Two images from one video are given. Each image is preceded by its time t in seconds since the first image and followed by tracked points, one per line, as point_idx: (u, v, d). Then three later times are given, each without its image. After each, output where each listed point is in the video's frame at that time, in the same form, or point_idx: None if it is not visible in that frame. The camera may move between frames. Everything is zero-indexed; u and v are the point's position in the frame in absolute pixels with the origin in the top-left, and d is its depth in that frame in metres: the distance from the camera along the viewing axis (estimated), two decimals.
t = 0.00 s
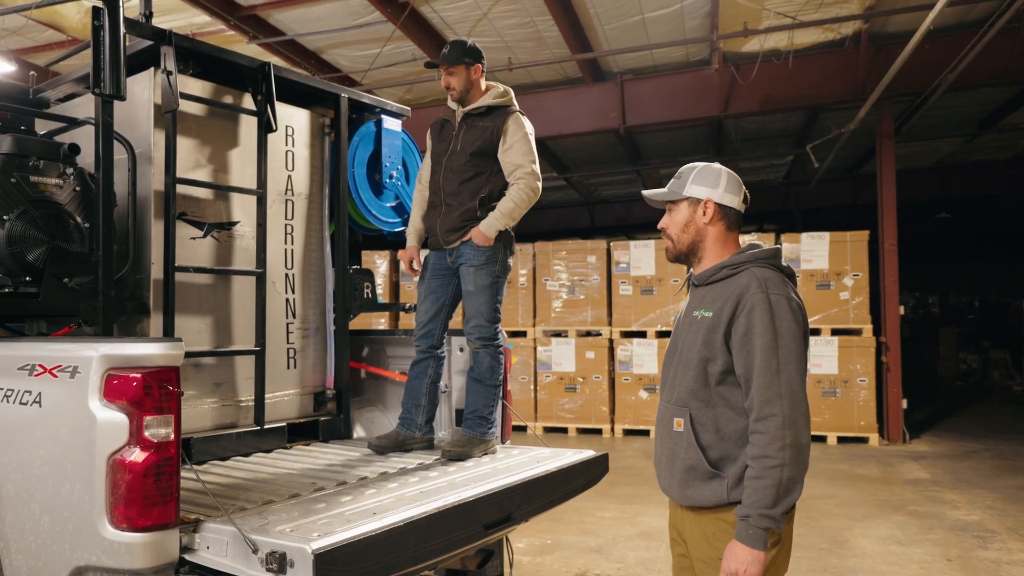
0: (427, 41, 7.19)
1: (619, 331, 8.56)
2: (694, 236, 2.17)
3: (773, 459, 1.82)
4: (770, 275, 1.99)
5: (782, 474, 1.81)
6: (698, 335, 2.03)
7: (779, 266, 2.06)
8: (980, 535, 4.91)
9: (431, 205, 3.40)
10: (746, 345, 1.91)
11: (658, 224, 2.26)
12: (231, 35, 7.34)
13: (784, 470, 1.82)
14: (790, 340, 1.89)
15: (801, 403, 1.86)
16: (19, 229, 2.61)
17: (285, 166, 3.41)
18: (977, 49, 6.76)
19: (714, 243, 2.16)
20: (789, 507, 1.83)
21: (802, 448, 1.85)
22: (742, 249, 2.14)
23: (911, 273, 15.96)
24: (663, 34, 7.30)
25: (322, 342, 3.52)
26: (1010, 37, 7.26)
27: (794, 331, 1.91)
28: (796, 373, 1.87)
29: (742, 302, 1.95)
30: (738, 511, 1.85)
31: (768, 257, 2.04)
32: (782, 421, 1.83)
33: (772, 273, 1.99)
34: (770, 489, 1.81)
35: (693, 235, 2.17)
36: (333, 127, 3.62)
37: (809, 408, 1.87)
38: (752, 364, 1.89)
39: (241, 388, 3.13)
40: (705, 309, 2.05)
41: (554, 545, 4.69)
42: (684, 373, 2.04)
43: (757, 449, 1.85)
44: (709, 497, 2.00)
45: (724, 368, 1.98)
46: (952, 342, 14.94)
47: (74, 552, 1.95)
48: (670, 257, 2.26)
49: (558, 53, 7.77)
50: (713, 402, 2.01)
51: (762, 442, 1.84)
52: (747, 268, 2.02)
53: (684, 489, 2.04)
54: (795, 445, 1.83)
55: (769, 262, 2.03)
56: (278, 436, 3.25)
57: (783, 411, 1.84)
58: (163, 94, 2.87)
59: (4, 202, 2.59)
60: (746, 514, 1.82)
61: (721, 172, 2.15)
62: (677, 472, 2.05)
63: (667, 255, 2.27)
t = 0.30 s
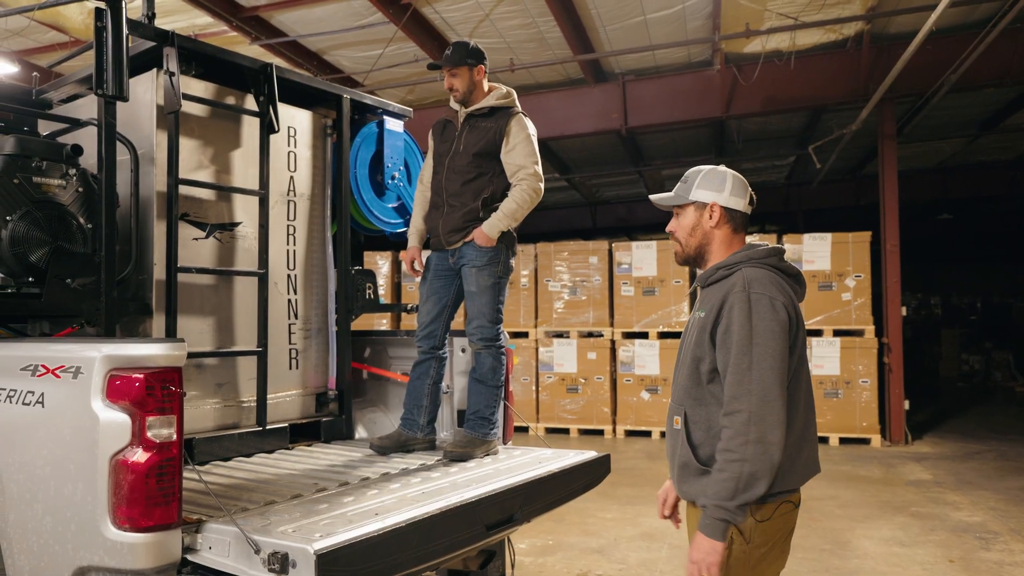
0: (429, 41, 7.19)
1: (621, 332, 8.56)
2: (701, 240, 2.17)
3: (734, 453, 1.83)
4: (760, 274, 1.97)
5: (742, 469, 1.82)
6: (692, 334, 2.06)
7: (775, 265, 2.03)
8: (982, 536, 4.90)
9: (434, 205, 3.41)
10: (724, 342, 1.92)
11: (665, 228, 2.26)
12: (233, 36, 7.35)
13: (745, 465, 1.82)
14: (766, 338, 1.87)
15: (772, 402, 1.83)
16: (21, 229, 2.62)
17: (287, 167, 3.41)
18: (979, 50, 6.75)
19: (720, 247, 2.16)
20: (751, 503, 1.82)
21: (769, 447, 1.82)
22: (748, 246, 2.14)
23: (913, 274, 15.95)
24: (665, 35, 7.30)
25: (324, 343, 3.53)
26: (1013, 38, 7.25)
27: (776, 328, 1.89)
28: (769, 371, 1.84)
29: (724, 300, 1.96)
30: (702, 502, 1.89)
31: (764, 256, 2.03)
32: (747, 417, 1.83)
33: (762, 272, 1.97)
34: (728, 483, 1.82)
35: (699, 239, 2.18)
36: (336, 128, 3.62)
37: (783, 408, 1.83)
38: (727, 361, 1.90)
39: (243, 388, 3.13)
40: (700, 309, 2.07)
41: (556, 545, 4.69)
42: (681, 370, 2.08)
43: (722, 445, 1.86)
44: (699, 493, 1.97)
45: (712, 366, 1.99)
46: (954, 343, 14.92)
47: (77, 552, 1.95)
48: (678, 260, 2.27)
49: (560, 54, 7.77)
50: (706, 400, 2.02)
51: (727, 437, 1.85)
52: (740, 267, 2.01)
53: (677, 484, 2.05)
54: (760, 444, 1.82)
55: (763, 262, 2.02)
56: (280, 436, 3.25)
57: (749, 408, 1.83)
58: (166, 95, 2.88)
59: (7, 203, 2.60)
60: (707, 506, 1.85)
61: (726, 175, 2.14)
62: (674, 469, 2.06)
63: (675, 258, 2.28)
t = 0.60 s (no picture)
0: (431, 42, 7.20)
1: (621, 332, 8.59)
2: (722, 244, 2.18)
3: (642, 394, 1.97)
4: (761, 275, 2.04)
5: (636, 404, 1.96)
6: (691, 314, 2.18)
7: (783, 271, 2.08)
8: (983, 537, 4.90)
9: (435, 206, 3.42)
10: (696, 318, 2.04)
11: (682, 229, 2.24)
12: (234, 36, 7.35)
13: (644, 408, 1.95)
14: (727, 323, 1.96)
15: (695, 371, 1.93)
16: (24, 229, 2.62)
17: (289, 167, 3.41)
18: (981, 51, 6.75)
19: (741, 250, 2.19)
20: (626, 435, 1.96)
21: (671, 405, 1.93)
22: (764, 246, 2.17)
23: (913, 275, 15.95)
24: (666, 36, 7.31)
25: (325, 343, 3.53)
26: (1014, 39, 7.25)
27: (744, 321, 1.96)
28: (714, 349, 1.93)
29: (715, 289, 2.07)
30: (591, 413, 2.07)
31: (772, 259, 2.09)
32: (672, 372, 1.95)
33: (764, 273, 2.04)
34: (619, 409, 1.98)
35: (720, 243, 2.18)
36: (337, 128, 3.62)
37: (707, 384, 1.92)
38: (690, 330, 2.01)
39: (244, 388, 3.13)
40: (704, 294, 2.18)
41: (556, 546, 4.69)
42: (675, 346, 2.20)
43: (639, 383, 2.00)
44: (693, 489, 2.06)
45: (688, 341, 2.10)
46: (955, 345, 14.92)
47: (79, 551, 1.96)
48: (693, 260, 2.27)
49: (561, 55, 7.78)
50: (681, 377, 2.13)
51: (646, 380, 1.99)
52: (747, 265, 2.09)
53: (679, 477, 2.13)
54: (663, 396, 1.94)
55: (770, 268, 2.08)
56: (282, 436, 3.26)
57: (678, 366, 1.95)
58: (168, 95, 2.88)
59: (10, 203, 2.60)
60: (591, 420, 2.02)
61: (749, 179, 2.14)
62: (675, 463, 2.15)
63: (691, 259, 2.27)
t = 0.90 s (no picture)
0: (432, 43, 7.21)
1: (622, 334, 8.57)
2: (740, 250, 2.19)
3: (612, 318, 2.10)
4: (767, 277, 2.07)
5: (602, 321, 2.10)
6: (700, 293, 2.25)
7: (790, 278, 2.10)
8: (983, 540, 4.89)
9: (437, 207, 3.42)
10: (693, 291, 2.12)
11: (699, 232, 2.23)
12: (237, 37, 7.36)
13: (608, 330, 2.08)
14: (713, 302, 2.02)
15: (667, 322, 2.01)
16: (26, 229, 2.62)
17: (291, 167, 3.41)
18: (982, 54, 6.74)
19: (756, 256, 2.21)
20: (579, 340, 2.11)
21: (628, 339, 2.05)
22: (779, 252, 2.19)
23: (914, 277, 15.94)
24: (668, 37, 7.31)
25: (326, 344, 3.53)
26: (1015, 42, 7.25)
27: (729, 307, 2.01)
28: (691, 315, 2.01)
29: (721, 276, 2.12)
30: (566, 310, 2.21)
31: (783, 267, 2.11)
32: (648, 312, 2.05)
33: (770, 275, 2.07)
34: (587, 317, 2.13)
35: (737, 248, 2.19)
36: (339, 128, 3.62)
37: (669, 340, 2.00)
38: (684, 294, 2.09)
39: (246, 388, 3.14)
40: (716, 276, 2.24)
41: (557, 547, 4.69)
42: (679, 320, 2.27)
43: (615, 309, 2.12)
44: (687, 481, 2.05)
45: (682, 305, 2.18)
46: (956, 347, 14.90)
47: (80, 551, 1.96)
48: (705, 262, 2.27)
49: (562, 56, 7.79)
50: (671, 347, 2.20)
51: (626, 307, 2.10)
52: (757, 264, 2.11)
53: (670, 469, 2.12)
54: (625, 329, 2.05)
55: (781, 275, 2.09)
56: (283, 436, 3.27)
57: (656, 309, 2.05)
58: (170, 95, 2.89)
59: (12, 203, 2.61)
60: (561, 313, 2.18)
61: (771, 186, 2.13)
62: (668, 457, 2.13)
63: (704, 261, 2.27)
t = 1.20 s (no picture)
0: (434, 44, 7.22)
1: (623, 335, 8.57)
2: (741, 249, 2.18)
3: (617, 308, 2.07)
4: (776, 280, 2.06)
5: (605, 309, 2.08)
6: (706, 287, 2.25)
7: (798, 281, 2.10)
8: (984, 542, 4.89)
9: (439, 207, 3.42)
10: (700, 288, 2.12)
11: (701, 229, 2.23)
12: (238, 37, 7.37)
13: (613, 320, 2.05)
14: (722, 302, 2.01)
15: (674, 319, 2.00)
16: (28, 229, 2.62)
17: (293, 168, 3.41)
18: (984, 55, 6.74)
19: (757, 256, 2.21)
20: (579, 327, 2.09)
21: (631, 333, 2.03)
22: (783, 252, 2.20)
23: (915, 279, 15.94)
24: (669, 38, 7.31)
25: (326, 344, 3.53)
26: (1017, 43, 7.25)
27: (738, 309, 2.01)
28: (698, 314, 2.00)
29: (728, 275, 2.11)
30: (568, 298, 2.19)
31: (792, 270, 2.10)
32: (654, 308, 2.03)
33: (780, 278, 2.06)
34: (591, 306, 2.10)
35: (739, 248, 2.19)
36: (341, 129, 3.62)
37: (674, 337, 1.99)
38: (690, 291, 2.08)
39: (247, 388, 3.14)
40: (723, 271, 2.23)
41: (557, 548, 4.68)
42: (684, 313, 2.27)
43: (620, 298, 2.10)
44: (692, 485, 2.04)
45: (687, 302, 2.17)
46: (956, 349, 14.89)
47: (81, 551, 1.96)
48: (706, 261, 2.27)
49: (563, 57, 7.79)
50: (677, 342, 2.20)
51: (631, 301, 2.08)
52: (765, 266, 2.10)
53: (671, 472, 2.10)
54: (629, 324, 2.03)
55: (790, 277, 2.09)
56: (283, 436, 3.27)
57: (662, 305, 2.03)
58: (172, 96, 2.89)
59: (14, 203, 2.61)
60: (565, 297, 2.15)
61: (778, 186, 2.12)
62: (670, 460, 2.12)
63: (704, 259, 2.27)
